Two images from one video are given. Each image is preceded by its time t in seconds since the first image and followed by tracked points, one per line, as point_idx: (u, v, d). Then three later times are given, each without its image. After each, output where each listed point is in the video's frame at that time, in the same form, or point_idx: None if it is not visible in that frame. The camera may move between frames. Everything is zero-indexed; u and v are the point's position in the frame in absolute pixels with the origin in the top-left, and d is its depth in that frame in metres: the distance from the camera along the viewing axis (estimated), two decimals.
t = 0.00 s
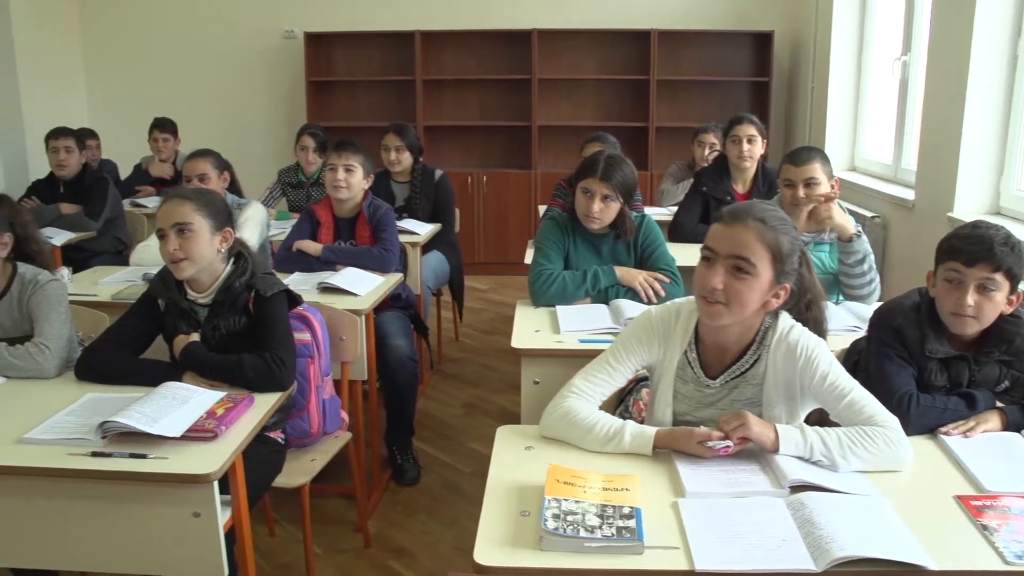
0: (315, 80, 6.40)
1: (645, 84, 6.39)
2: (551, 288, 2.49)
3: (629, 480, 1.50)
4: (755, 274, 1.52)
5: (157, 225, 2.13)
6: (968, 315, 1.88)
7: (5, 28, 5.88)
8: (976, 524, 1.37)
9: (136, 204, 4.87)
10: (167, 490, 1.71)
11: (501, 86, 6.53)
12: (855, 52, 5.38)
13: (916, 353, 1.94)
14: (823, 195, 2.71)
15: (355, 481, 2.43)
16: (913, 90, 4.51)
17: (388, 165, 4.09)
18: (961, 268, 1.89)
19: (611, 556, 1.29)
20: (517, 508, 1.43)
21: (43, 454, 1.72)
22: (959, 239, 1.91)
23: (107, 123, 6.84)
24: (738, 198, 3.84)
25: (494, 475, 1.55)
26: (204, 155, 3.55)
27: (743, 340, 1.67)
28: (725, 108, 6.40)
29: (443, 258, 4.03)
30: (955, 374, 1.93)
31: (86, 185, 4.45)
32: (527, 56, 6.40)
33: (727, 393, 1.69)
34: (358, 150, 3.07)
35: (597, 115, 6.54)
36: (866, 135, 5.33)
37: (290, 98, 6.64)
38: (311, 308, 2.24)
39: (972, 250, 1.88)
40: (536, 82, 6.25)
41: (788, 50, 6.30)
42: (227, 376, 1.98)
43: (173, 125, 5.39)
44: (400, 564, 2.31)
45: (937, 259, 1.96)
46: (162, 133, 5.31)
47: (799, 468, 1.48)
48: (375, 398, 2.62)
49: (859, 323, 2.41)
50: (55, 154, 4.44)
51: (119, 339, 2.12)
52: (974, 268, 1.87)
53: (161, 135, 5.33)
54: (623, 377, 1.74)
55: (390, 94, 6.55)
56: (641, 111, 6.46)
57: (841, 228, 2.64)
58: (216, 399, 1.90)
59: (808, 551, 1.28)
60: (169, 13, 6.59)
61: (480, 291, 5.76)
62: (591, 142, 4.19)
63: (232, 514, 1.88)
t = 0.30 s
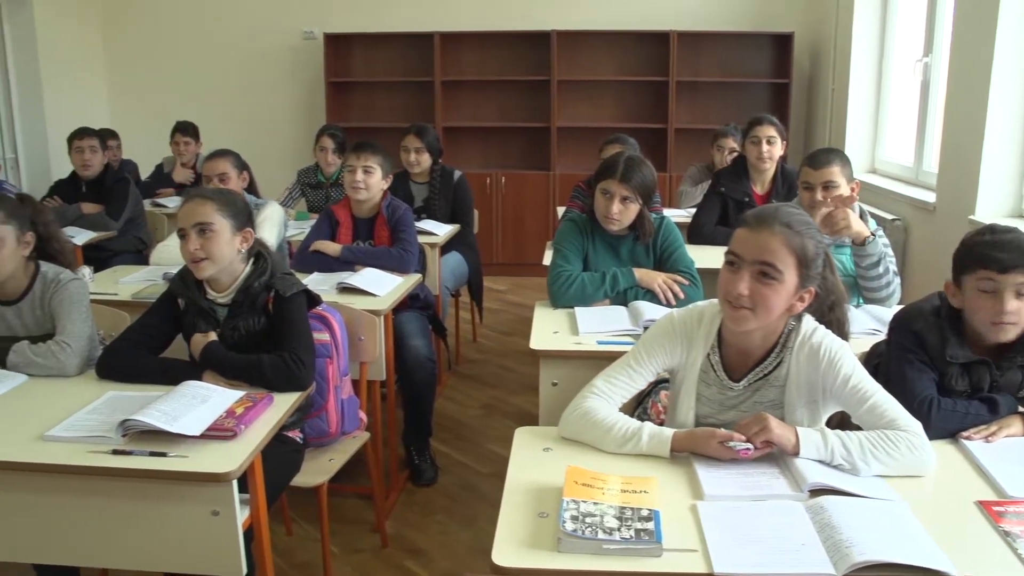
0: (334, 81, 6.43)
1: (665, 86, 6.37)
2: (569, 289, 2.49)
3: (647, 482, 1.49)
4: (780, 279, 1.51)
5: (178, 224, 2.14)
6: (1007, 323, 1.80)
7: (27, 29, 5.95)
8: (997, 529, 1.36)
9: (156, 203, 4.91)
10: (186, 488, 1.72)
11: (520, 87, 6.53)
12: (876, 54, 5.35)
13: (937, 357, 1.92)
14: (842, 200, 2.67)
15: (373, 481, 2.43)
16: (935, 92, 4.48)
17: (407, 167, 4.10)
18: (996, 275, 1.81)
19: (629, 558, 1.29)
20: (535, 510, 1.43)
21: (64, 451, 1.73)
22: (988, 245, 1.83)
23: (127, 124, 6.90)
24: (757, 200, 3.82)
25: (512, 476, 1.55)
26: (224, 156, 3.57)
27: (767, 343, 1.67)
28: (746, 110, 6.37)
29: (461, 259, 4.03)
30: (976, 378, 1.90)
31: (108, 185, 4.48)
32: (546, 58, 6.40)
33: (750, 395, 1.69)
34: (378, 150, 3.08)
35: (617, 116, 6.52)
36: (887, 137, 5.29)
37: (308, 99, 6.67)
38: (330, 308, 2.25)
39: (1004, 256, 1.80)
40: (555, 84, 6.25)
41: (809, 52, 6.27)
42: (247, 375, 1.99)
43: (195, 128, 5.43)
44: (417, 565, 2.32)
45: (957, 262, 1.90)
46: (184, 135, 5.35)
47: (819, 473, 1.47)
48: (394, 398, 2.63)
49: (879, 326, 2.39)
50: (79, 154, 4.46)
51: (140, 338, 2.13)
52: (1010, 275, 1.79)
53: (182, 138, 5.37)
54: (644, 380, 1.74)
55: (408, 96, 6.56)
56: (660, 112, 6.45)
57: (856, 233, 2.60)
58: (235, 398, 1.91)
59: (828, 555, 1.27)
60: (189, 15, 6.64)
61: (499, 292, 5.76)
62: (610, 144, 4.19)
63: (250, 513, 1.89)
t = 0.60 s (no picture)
0: (353, 82, 6.45)
1: (684, 88, 6.35)
2: (587, 292, 2.49)
3: (665, 486, 1.49)
4: (803, 281, 1.51)
5: (198, 225, 2.15)
6: None
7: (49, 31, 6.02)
8: (1020, 536, 1.34)
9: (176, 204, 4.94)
10: (205, 487, 1.73)
11: (539, 89, 6.53)
12: (897, 57, 5.32)
13: (957, 363, 1.89)
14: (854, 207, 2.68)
15: (390, 482, 2.44)
16: (956, 95, 4.45)
17: (426, 168, 4.12)
18: None
19: (648, 562, 1.28)
20: (553, 512, 1.42)
21: (85, 450, 1.75)
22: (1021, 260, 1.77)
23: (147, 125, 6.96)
24: (776, 203, 3.80)
25: (530, 479, 1.55)
26: (244, 157, 3.59)
27: (789, 345, 1.66)
28: (765, 113, 6.34)
29: (480, 261, 4.03)
30: (998, 385, 1.87)
31: (129, 186, 4.52)
32: (565, 60, 6.39)
33: (771, 398, 1.68)
34: (397, 153, 3.09)
35: (636, 119, 6.51)
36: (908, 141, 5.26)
37: (326, 101, 6.69)
38: (349, 310, 2.26)
39: None
40: (574, 86, 6.24)
41: (829, 54, 6.24)
42: (267, 376, 1.99)
43: (216, 130, 5.46)
44: (434, 566, 2.32)
45: (970, 284, 1.87)
46: (204, 137, 5.40)
47: (839, 478, 1.47)
48: (411, 400, 2.63)
49: (899, 330, 2.38)
50: (100, 156, 4.53)
51: (160, 337, 2.15)
52: None
53: (203, 139, 5.40)
54: (665, 382, 1.74)
55: (426, 98, 6.58)
56: (679, 115, 6.42)
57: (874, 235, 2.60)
58: (254, 399, 1.92)
59: (847, 560, 1.26)
60: (209, 17, 6.69)
61: (517, 294, 5.76)
62: (629, 146, 4.18)
63: (268, 513, 1.90)
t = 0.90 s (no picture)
0: (373, 84, 6.48)
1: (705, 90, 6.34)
2: (608, 296, 2.48)
3: (685, 490, 1.48)
4: (828, 287, 1.51)
5: (220, 226, 2.16)
6: None
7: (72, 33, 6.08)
8: None
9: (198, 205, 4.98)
10: (225, 487, 1.74)
11: (559, 91, 6.52)
12: (919, 60, 5.30)
13: (981, 369, 1.88)
14: (879, 210, 2.67)
15: (409, 483, 2.45)
16: (979, 97, 4.42)
17: (446, 171, 4.13)
18: None
19: (668, 566, 1.28)
20: (573, 515, 1.42)
21: (107, 449, 1.76)
22: None
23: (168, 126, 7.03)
24: (798, 207, 3.79)
25: (550, 481, 1.55)
26: (266, 159, 3.61)
27: (813, 352, 1.66)
28: (786, 116, 6.31)
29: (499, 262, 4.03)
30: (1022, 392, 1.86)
31: (151, 187, 4.56)
32: (585, 62, 6.39)
33: (792, 405, 1.68)
34: (418, 155, 3.10)
35: (658, 120, 6.49)
36: (930, 144, 5.23)
37: (345, 103, 6.72)
38: (369, 311, 2.27)
39: None
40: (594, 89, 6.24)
41: (851, 56, 6.21)
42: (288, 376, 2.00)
43: (237, 132, 5.49)
44: (452, 567, 2.32)
45: (994, 291, 1.84)
46: (226, 138, 5.44)
47: (862, 484, 1.46)
48: (431, 402, 2.64)
49: (921, 335, 2.36)
50: (122, 157, 4.58)
51: (183, 337, 2.16)
52: None
53: (225, 141, 5.44)
54: (689, 386, 1.73)
55: (446, 99, 6.60)
56: (699, 118, 6.40)
57: (900, 238, 2.60)
58: (275, 399, 1.93)
59: (869, 565, 1.25)
60: (230, 20, 6.75)
61: (536, 296, 5.77)
62: (649, 149, 4.18)
63: (288, 514, 1.90)
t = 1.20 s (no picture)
0: (396, 86, 6.50)
1: (728, 92, 6.31)
2: (629, 298, 2.49)
3: (707, 493, 1.48)
4: (861, 294, 1.51)
5: (245, 226, 2.17)
6: None
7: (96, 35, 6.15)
8: None
9: (221, 206, 5.02)
10: (247, 486, 1.75)
11: (580, 93, 6.52)
12: (945, 62, 5.26)
13: (1006, 375, 1.86)
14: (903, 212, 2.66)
15: (429, 484, 2.45)
16: (1005, 100, 4.38)
17: (468, 172, 4.14)
18: None
19: (689, 570, 1.28)
20: (594, 517, 1.42)
21: (131, 447, 1.77)
22: None
23: (192, 127, 7.09)
24: (822, 210, 3.77)
25: (571, 483, 1.55)
26: (289, 160, 3.63)
27: (841, 359, 1.65)
28: (809, 118, 6.28)
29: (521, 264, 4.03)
30: None
31: (175, 187, 4.60)
32: (607, 64, 6.38)
33: (818, 412, 1.68)
34: (439, 156, 3.11)
35: (680, 122, 6.47)
36: (955, 146, 5.18)
37: (366, 104, 6.75)
38: (391, 312, 2.28)
39: None
40: (616, 91, 6.23)
41: (875, 58, 6.16)
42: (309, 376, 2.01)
43: (261, 132, 5.53)
44: (471, 568, 2.33)
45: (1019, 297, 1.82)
46: (250, 139, 5.47)
47: (886, 490, 1.44)
48: (452, 403, 2.65)
49: (946, 339, 2.35)
50: (146, 157, 4.61)
51: (206, 337, 2.18)
52: None
53: (248, 141, 5.47)
54: (713, 391, 1.73)
55: (468, 102, 6.61)
56: (722, 120, 6.37)
57: (922, 240, 2.59)
58: (298, 399, 1.94)
59: (892, 571, 1.24)
60: (253, 21, 6.80)
61: (557, 298, 5.77)
62: (672, 151, 4.17)
63: (309, 514, 1.91)
